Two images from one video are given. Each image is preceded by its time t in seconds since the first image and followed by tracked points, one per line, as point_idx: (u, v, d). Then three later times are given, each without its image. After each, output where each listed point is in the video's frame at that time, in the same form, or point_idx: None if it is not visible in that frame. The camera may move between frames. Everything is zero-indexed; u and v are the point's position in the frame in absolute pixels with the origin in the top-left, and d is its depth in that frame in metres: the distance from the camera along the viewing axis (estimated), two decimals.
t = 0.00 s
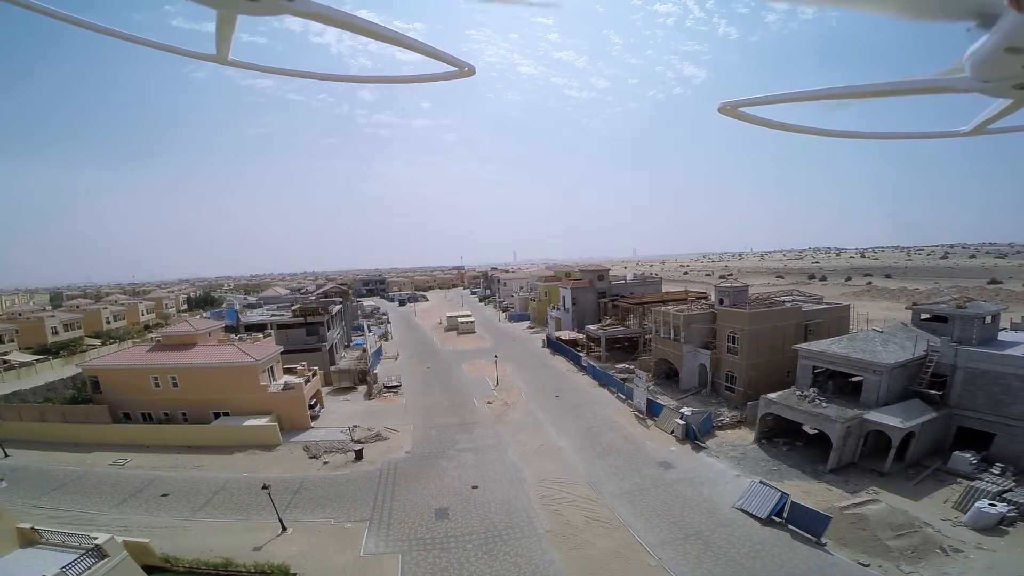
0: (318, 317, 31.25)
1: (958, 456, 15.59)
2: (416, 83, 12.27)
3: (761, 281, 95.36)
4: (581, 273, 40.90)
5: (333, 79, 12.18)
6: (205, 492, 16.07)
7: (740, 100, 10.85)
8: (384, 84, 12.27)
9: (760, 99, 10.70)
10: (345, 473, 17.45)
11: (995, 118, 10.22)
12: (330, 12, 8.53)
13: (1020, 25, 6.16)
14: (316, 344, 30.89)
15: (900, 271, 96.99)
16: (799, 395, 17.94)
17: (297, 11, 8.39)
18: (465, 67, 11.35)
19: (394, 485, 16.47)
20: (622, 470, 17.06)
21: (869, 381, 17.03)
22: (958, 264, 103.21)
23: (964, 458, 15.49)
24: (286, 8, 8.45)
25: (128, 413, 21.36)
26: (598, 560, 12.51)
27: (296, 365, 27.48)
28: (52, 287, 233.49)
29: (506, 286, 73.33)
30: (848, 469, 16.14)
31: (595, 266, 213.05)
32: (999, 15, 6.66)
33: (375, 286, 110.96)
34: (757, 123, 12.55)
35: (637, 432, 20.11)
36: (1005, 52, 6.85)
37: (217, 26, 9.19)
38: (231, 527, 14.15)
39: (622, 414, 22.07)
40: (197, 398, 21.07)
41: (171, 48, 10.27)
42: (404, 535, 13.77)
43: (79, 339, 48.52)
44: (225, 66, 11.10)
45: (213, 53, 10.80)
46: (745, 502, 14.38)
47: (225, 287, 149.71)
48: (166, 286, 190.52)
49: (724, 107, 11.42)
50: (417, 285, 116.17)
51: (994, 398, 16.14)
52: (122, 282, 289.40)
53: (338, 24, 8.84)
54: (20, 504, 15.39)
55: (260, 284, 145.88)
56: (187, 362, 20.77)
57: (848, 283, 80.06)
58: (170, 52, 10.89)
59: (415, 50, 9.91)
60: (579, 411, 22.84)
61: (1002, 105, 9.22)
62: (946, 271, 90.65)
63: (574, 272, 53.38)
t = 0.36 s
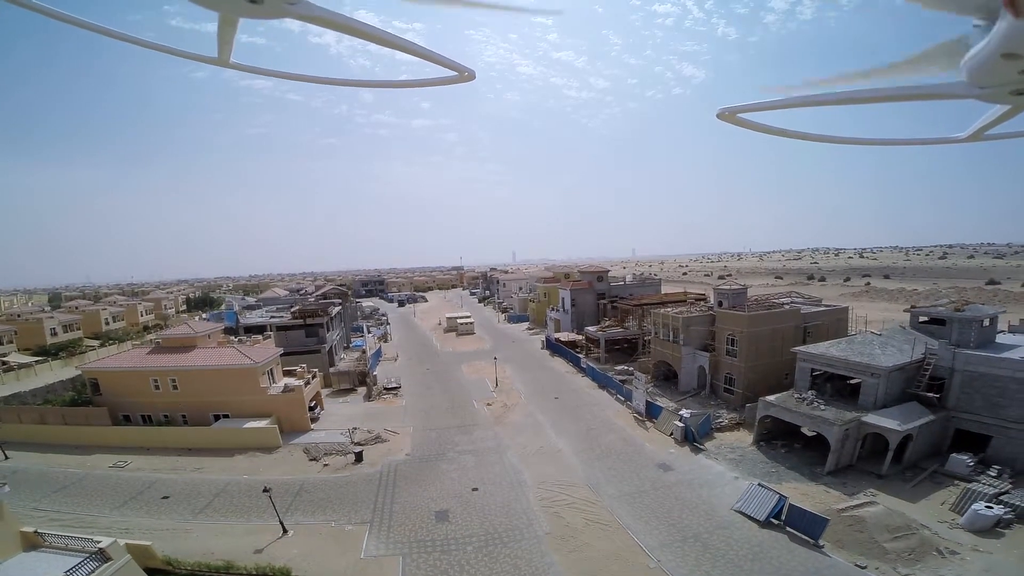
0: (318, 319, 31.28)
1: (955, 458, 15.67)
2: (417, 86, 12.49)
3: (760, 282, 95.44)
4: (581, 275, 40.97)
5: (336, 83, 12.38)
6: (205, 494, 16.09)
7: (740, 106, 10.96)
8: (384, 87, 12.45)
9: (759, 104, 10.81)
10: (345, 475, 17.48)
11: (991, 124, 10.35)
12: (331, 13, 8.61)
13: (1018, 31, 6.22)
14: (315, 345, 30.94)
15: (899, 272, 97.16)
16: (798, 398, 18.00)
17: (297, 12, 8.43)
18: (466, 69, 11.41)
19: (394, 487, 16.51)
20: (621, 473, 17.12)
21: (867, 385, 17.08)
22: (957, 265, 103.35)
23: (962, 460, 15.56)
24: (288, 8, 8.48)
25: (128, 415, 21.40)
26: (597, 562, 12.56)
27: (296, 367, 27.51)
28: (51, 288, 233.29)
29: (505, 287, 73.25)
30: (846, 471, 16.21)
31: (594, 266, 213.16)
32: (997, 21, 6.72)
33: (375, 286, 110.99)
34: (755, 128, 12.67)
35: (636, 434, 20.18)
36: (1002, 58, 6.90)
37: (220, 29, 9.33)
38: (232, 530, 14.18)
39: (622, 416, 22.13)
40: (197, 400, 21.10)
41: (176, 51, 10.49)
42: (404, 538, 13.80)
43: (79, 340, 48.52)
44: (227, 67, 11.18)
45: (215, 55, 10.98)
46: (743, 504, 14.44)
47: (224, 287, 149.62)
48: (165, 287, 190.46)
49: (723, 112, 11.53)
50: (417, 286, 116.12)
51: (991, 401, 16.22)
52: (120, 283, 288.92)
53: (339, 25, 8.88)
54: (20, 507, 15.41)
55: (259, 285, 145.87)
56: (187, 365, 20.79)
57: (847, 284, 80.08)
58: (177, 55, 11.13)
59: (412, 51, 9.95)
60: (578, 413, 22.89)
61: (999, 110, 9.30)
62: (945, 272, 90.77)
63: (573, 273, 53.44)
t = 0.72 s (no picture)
0: (318, 321, 31.31)
1: (955, 461, 15.71)
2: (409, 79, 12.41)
3: (760, 284, 95.27)
4: (581, 277, 40.99)
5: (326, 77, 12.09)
6: (206, 497, 16.12)
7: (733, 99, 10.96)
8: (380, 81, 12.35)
9: (751, 99, 10.88)
10: (346, 478, 17.51)
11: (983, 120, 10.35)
12: (326, 8, 8.65)
13: (1008, 26, 6.21)
14: (316, 347, 30.95)
15: (899, 273, 97.10)
16: (797, 401, 18.03)
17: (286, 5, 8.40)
18: (458, 63, 11.45)
19: (395, 490, 16.54)
20: (621, 475, 17.14)
21: (867, 388, 17.10)
22: (958, 266, 103.26)
23: (961, 463, 15.59)
24: (280, 2, 8.44)
25: (128, 417, 21.45)
26: (598, 565, 12.59)
27: (296, 369, 27.53)
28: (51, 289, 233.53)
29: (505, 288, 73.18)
30: (845, 474, 16.24)
31: (594, 267, 213.25)
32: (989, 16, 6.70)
33: (375, 287, 110.94)
34: (750, 123, 12.71)
35: (637, 437, 20.21)
36: (993, 54, 6.86)
37: (206, 24, 9.17)
38: (233, 533, 14.20)
39: (622, 419, 22.16)
40: (197, 403, 21.13)
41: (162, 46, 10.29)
42: (405, 541, 13.82)
43: (79, 342, 48.48)
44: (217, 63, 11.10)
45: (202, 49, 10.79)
46: (743, 507, 14.46)
47: (224, 289, 149.79)
48: (165, 288, 190.64)
49: (715, 106, 11.54)
50: (416, 287, 116.00)
51: (990, 404, 16.25)
52: (121, 285, 288.97)
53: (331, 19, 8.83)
54: (22, 509, 15.44)
55: (259, 286, 146.11)
56: (187, 367, 20.82)
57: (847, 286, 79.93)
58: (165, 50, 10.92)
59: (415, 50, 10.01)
60: (579, 415, 22.92)
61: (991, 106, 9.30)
62: (946, 274, 90.65)
63: (573, 275, 53.44)
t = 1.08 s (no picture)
0: (319, 323, 31.36)
1: (954, 464, 15.72)
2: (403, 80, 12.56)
3: (760, 285, 95.32)
4: (581, 279, 41.05)
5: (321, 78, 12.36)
6: (208, 499, 16.16)
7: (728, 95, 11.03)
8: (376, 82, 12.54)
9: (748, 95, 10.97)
10: (346, 480, 17.54)
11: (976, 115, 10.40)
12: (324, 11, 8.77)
13: (999, 22, 6.31)
14: (316, 349, 30.99)
15: (899, 273, 97.14)
16: (797, 403, 18.05)
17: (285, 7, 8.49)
18: (453, 63, 11.59)
19: (395, 493, 16.57)
20: (621, 478, 17.16)
21: (867, 391, 17.12)
22: (958, 267, 103.36)
23: (960, 466, 15.63)
24: (279, 3, 8.48)
25: (129, 420, 21.48)
26: (597, 567, 12.62)
27: (296, 372, 27.57)
28: (51, 290, 233.53)
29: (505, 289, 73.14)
30: (844, 477, 16.26)
31: (595, 269, 213.34)
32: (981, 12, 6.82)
33: (375, 287, 110.99)
34: (745, 119, 12.82)
35: (637, 439, 20.25)
36: (987, 48, 6.97)
37: (200, 24, 9.24)
38: (234, 535, 14.24)
39: (622, 422, 22.18)
40: (198, 405, 21.16)
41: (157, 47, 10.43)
42: (405, 543, 13.85)
43: (79, 343, 48.50)
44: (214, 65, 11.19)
45: (196, 51, 10.91)
46: (742, 510, 14.49)
47: (224, 290, 149.73)
48: (165, 289, 190.73)
49: (711, 102, 11.60)
50: (417, 288, 116.08)
51: (990, 407, 16.27)
52: (121, 286, 288.92)
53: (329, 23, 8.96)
54: (24, 511, 15.48)
55: (259, 287, 146.08)
56: (187, 370, 20.86)
57: (847, 287, 79.99)
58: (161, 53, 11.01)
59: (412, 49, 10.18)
60: (578, 418, 22.95)
61: (985, 100, 9.33)
62: (946, 274, 90.75)
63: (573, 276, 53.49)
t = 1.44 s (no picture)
0: (318, 324, 31.40)
1: (952, 465, 15.77)
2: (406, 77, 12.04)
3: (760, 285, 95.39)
4: (581, 279, 41.10)
5: (317, 71, 11.41)
6: (208, 501, 16.19)
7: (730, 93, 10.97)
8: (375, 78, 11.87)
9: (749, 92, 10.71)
10: (346, 481, 17.56)
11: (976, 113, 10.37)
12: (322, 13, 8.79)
13: (1005, 21, 6.26)
14: (316, 350, 31.04)
15: (899, 273, 97.27)
16: (796, 405, 18.09)
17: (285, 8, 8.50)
18: (454, 59, 11.08)
19: (395, 494, 16.60)
20: (620, 479, 17.20)
21: (865, 393, 17.16)
22: (957, 267, 103.57)
23: (957, 467, 15.67)
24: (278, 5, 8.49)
25: (130, 421, 21.51)
26: (596, 568, 12.67)
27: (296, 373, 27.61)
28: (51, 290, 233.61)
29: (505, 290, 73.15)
30: (843, 478, 16.31)
31: (594, 268, 213.35)
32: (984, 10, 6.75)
33: (375, 287, 111.02)
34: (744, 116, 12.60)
35: (636, 440, 20.30)
36: (992, 45, 6.91)
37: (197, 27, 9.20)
38: (235, 536, 14.27)
39: (621, 423, 22.23)
40: (198, 406, 21.19)
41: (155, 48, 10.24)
42: (405, 545, 13.88)
43: (79, 343, 48.53)
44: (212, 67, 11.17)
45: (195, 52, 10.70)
46: (741, 511, 14.54)
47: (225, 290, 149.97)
48: (164, 289, 190.52)
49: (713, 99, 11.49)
50: (416, 288, 116.11)
51: (988, 409, 16.33)
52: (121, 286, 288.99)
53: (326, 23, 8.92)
54: (25, 513, 15.51)
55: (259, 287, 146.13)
56: (187, 371, 20.88)
57: (846, 287, 80.10)
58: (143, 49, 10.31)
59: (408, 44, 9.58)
60: (578, 419, 23.00)
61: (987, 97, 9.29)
62: (945, 274, 90.93)
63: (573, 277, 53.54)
